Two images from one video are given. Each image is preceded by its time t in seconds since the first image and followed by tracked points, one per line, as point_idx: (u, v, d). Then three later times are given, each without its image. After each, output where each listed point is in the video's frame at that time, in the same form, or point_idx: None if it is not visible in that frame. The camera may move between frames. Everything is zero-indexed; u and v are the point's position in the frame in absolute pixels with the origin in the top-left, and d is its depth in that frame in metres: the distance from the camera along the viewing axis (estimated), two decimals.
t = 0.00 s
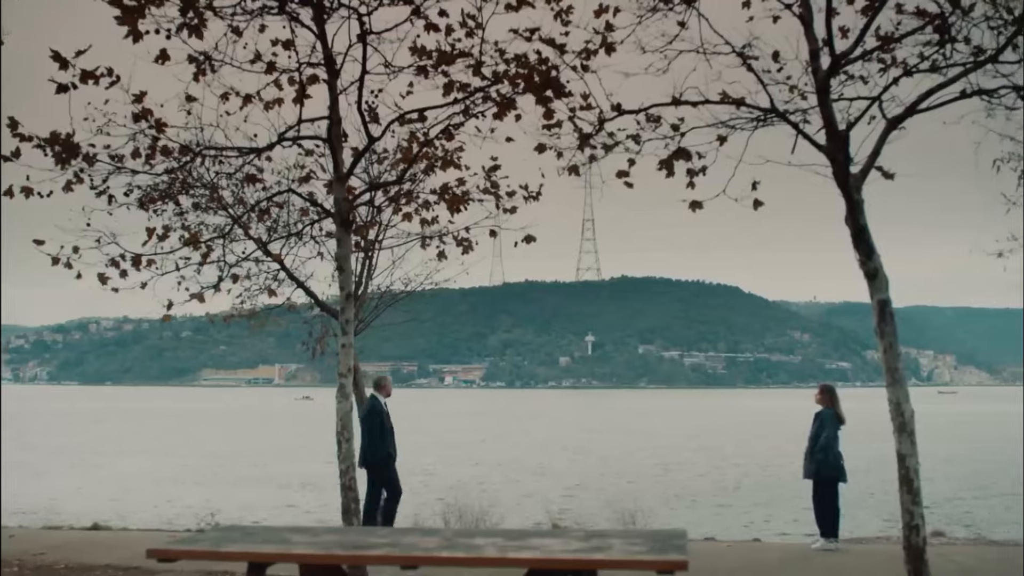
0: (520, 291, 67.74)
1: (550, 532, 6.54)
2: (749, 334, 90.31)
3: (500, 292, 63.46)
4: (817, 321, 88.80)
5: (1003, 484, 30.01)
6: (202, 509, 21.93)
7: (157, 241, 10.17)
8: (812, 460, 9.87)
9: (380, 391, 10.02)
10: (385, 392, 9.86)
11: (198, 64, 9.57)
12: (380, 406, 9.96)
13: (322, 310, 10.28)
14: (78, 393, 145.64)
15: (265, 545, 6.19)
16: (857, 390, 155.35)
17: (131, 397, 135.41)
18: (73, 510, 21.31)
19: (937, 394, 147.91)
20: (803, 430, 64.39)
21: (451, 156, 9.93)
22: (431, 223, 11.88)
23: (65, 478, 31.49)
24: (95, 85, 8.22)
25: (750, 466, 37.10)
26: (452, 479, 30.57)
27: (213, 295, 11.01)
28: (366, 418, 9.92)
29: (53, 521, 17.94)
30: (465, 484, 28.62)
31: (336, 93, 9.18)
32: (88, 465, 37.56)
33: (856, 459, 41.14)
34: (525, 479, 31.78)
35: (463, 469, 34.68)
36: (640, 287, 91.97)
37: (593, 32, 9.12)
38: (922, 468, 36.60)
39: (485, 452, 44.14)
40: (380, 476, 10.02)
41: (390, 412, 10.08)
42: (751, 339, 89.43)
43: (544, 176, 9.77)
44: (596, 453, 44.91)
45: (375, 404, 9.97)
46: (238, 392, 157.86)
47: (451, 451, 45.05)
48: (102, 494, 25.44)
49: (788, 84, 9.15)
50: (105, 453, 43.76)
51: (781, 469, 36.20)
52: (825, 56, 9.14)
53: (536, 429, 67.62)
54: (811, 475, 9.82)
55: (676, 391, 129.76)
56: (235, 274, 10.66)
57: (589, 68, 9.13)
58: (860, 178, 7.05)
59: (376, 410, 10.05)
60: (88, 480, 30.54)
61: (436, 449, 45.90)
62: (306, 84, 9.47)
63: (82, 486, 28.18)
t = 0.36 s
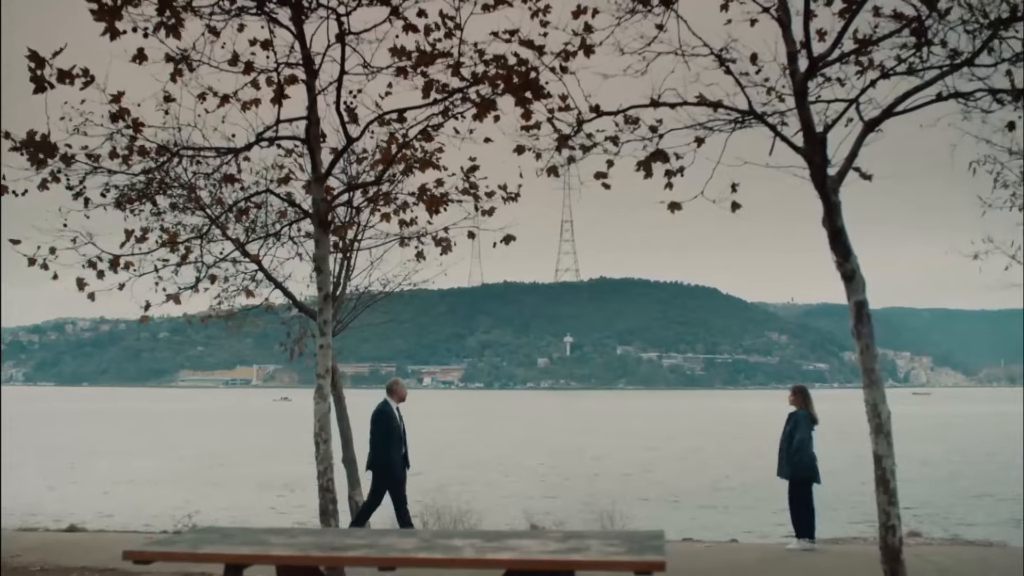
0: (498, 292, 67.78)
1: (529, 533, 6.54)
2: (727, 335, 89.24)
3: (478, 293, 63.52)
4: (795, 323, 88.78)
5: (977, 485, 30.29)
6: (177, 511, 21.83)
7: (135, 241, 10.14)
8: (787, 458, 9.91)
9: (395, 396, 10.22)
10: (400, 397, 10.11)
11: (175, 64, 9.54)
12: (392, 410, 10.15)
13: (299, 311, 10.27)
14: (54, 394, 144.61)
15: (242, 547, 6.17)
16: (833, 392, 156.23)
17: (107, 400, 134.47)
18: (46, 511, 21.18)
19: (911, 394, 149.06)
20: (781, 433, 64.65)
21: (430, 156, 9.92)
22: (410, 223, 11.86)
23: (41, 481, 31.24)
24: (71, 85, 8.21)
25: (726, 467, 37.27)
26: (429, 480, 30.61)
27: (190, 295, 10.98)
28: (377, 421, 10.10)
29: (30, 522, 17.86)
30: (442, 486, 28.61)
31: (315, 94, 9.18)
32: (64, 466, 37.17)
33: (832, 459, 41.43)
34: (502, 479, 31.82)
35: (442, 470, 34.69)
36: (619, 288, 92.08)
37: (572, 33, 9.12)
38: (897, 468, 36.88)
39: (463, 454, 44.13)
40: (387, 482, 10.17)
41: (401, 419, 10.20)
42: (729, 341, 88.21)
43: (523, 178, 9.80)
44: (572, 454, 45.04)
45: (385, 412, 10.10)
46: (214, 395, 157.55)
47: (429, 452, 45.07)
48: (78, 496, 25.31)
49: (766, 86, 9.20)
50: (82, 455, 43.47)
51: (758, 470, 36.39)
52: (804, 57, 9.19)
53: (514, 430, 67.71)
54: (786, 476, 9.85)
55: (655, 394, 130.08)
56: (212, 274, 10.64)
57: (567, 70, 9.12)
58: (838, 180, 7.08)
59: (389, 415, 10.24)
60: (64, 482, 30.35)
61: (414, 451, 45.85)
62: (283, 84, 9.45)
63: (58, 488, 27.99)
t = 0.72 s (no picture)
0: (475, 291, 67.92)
1: (506, 534, 6.54)
2: (703, 336, 91.59)
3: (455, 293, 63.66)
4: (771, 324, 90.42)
5: (947, 484, 30.64)
6: (151, 512, 21.75)
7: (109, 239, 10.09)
8: (761, 458, 9.95)
9: (403, 392, 10.34)
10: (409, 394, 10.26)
11: (151, 64, 9.50)
12: (401, 406, 10.27)
13: (275, 311, 10.24)
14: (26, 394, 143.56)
15: (218, 548, 6.14)
16: (808, 393, 157.07)
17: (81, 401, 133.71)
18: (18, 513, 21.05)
19: (883, 394, 150.01)
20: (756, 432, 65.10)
21: (407, 157, 9.92)
22: (387, 223, 11.84)
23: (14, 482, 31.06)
24: (45, 83, 8.16)
25: (702, 467, 37.52)
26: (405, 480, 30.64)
27: (165, 295, 10.94)
28: (390, 418, 10.19)
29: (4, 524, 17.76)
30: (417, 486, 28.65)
31: (292, 94, 9.16)
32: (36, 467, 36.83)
33: (805, 459, 41.79)
34: (477, 480, 31.88)
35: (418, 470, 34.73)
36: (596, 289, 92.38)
37: (550, 34, 9.12)
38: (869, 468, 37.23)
39: (440, 454, 44.21)
40: (402, 478, 10.30)
41: (411, 414, 10.32)
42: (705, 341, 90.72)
43: (499, 179, 9.81)
44: (547, 454, 45.17)
45: (395, 408, 10.20)
46: (189, 395, 157.15)
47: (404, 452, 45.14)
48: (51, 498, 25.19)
49: (742, 88, 9.23)
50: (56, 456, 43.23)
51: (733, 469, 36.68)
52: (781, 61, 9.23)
53: (492, 430, 67.87)
54: (761, 478, 9.91)
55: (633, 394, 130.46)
56: (187, 273, 10.59)
57: (545, 71, 9.13)
58: (814, 182, 7.11)
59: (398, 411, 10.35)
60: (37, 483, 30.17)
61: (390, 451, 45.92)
62: (259, 84, 9.42)
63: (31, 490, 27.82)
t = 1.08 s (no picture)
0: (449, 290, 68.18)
1: (480, 533, 6.54)
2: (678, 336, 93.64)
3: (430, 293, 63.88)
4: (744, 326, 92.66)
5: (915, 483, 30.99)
6: (123, 512, 21.67)
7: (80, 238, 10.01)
8: (736, 461, 9.99)
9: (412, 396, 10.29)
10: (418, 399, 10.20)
11: (124, 63, 9.46)
12: (410, 410, 10.21)
13: (249, 311, 10.20)
14: None
15: (190, 549, 6.10)
16: (780, 393, 158.15)
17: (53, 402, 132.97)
18: None
19: (855, 393, 151.04)
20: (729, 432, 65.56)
21: (381, 157, 9.91)
22: (361, 223, 11.83)
23: None
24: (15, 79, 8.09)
25: (674, 467, 37.77)
26: (378, 480, 30.71)
27: (138, 294, 10.88)
28: (398, 422, 10.15)
29: None
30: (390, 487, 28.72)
31: (265, 93, 9.13)
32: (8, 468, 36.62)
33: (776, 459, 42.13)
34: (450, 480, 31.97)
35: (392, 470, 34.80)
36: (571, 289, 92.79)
37: (524, 34, 9.12)
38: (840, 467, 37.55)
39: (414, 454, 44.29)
40: (409, 482, 10.30)
41: (418, 418, 10.28)
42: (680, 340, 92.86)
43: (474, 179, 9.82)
44: (521, 454, 45.33)
45: (405, 412, 10.14)
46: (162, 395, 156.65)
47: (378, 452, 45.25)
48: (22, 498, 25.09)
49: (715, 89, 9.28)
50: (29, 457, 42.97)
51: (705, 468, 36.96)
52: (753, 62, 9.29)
53: (467, 429, 68.04)
54: (736, 478, 9.96)
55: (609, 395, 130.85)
56: (160, 272, 10.54)
57: (519, 71, 9.14)
58: (786, 182, 7.16)
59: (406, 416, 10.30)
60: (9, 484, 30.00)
61: (364, 450, 45.98)
62: (233, 82, 9.39)
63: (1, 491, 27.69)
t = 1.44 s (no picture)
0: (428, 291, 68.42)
1: (457, 533, 6.54)
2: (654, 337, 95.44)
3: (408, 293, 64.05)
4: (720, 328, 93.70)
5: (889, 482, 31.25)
6: (98, 513, 21.62)
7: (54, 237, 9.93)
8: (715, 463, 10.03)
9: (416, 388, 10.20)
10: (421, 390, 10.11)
11: (99, 62, 9.40)
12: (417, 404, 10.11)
13: (225, 310, 10.15)
14: None
15: (165, 549, 6.07)
16: (757, 393, 159.47)
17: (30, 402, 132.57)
18: None
19: (829, 393, 152.44)
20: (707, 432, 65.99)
21: (359, 156, 9.87)
22: (338, 223, 11.77)
23: None
24: None
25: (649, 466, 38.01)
26: (354, 480, 30.79)
27: (114, 293, 10.82)
28: (408, 417, 10.04)
29: None
30: (370, 488, 28.81)
31: (242, 92, 9.09)
32: None
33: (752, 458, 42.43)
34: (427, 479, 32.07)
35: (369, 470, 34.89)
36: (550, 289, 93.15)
37: (502, 33, 9.09)
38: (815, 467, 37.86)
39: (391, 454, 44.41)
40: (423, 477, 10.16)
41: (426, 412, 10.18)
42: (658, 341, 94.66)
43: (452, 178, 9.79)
44: (498, 454, 45.54)
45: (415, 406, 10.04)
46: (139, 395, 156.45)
47: (356, 452, 45.41)
48: None
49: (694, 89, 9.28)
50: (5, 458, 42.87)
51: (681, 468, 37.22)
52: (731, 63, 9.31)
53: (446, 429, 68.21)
54: (717, 478, 9.99)
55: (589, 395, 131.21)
56: (136, 271, 10.47)
57: (497, 70, 9.10)
58: (763, 182, 7.18)
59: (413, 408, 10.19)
60: None
61: (342, 450, 46.11)
62: (210, 81, 9.33)
63: None
